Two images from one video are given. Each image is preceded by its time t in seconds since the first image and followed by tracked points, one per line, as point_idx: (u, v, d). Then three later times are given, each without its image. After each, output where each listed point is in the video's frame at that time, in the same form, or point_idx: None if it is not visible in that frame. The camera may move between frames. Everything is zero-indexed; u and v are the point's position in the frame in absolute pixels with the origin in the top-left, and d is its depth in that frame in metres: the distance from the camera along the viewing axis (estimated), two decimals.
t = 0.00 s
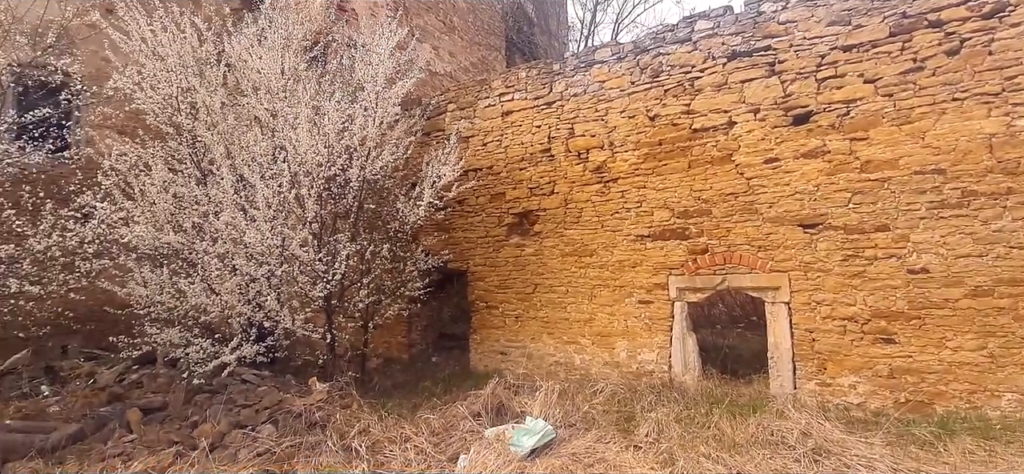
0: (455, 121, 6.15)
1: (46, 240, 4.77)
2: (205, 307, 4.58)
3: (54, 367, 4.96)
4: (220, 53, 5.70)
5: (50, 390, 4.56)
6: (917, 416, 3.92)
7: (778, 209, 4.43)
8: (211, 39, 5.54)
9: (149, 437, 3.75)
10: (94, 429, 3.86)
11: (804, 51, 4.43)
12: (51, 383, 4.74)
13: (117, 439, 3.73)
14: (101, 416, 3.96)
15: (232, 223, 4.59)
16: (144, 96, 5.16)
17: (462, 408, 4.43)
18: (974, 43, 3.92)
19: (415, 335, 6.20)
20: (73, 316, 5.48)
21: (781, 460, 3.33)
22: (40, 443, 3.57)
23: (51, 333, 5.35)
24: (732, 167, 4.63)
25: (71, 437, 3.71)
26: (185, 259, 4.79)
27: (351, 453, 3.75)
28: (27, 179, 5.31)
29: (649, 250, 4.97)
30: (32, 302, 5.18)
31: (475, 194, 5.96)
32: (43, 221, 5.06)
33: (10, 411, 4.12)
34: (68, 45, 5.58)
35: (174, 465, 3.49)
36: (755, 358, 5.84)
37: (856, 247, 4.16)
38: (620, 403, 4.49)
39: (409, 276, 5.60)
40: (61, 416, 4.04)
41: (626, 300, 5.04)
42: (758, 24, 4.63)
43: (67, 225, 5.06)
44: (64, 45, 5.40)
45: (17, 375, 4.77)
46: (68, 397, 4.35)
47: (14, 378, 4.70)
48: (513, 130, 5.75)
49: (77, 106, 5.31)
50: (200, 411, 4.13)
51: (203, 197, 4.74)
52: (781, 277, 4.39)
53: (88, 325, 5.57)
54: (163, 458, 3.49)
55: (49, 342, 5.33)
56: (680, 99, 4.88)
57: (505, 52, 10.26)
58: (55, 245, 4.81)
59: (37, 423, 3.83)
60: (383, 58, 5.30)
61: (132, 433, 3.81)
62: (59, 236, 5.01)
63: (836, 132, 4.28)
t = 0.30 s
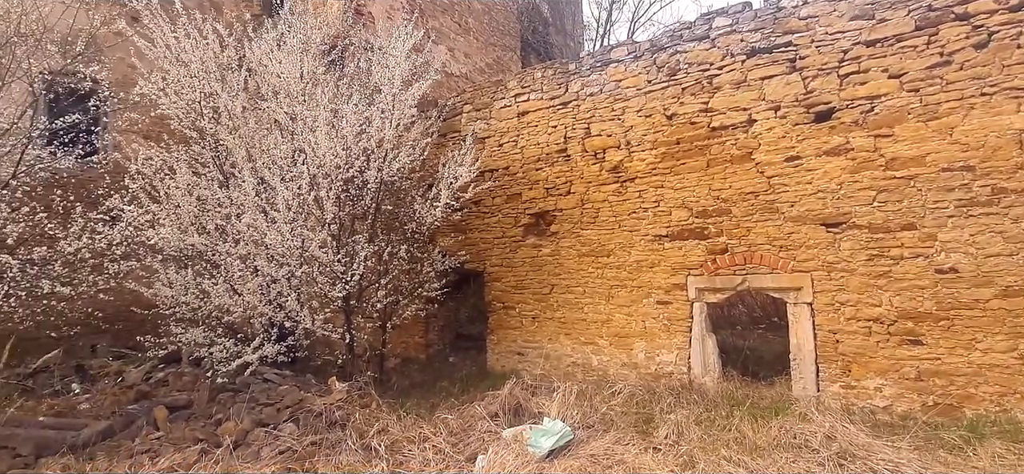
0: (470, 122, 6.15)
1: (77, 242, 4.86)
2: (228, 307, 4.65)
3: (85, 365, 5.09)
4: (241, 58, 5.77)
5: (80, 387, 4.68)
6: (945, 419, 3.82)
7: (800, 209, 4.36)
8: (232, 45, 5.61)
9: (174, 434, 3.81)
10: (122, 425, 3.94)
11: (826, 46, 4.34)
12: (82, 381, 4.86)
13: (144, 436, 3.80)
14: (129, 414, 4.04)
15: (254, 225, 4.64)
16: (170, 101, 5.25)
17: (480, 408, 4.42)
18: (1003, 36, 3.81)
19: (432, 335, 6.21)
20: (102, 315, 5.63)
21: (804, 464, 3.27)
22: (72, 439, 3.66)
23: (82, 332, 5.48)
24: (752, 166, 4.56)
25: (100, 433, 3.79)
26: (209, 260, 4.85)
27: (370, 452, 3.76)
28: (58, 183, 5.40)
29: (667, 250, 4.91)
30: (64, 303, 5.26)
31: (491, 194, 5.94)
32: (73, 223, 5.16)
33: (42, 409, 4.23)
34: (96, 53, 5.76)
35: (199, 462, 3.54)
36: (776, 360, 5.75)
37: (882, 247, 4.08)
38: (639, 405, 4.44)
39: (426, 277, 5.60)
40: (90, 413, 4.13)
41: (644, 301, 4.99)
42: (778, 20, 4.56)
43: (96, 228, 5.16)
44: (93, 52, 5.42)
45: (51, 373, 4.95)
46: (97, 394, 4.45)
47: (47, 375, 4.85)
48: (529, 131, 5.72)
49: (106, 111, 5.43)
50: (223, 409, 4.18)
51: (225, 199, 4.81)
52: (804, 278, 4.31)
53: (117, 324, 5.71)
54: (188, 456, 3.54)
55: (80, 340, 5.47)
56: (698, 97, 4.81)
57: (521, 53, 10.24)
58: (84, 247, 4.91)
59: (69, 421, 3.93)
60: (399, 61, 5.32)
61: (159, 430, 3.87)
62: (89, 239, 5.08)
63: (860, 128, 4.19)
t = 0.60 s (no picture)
0: (485, 123, 6.14)
1: (103, 243, 4.94)
2: (249, 306, 4.69)
3: (110, 363, 5.18)
4: (260, 62, 5.84)
5: (108, 384, 4.78)
6: (972, 423, 3.73)
7: (821, 208, 4.28)
8: (251, 49, 5.67)
9: (198, 430, 3.86)
10: (147, 422, 4.02)
11: (847, 42, 4.26)
12: (108, 379, 4.96)
13: (169, 432, 3.86)
14: (154, 411, 4.12)
15: (273, 226, 4.68)
16: (192, 105, 5.33)
17: (497, 408, 4.41)
18: None
19: (448, 335, 6.22)
20: (128, 314, 5.77)
21: (827, 467, 3.21)
22: (99, 435, 3.73)
23: (108, 331, 5.62)
24: (772, 164, 4.49)
25: (127, 429, 3.86)
26: (229, 261, 4.90)
27: (388, 450, 3.77)
28: (86, 186, 5.52)
29: (684, 250, 4.85)
30: (92, 302, 5.40)
31: (507, 194, 5.93)
32: (100, 224, 5.27)
33: (70, 405, 4.32)
34: (122, 58, 5.86)
35: (221, 458, 3.58)
36: (797, 361, 5.67)
37: (906, 246, 3.99)
38: (656, 406, 4.39)
39: (442, 277, 5.60)
40: (116, 410, 4.21)
41: (661, 301, 4.93)
42: (798, 15, 4.48)
43: (122, 229, 5.24)
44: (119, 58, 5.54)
45: (79, 371, 5.07)
46: (123, 392, 4.54)
47: (75, 373, 4.97)
48: (544, 131, 5.70)
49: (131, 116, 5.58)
50: (245, 407, 4.23)
51: (246, 200, 4.86)
52: (825, 278, 4.24)
53: (142, 323, 5.85)
54: (211, 451, 3.59)
55: (106, 339, 5.59)
56: (716, 95, 4.75)
57: (535, 52, 10.21)
58: (110, 248, 4.98)
59: (97, 418, 4.01)
60: (414, 62, 5.33)
61: (183, 427, 3.93)
62: (115, 240, 5.17)
63: (883, 125, 4.11)
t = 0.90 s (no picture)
0: (499, 123, 6.12)
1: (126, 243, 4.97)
2: (266, 306, 4.73)
3: (133, 360, 5.32)
4: (276, 65, 5.88)
5: (129, 381, 4.86)
6: (997, 427, 3.65)
7: (840, 207, 4.21)
8: (268, 52, 5.72)
9: (217, 427, 3.90)
10: (168, 418, 4.08)
11: (866, 38, 4.19)
12: (130, 377, 5.04)
13: (189, 429, 3.90)
14: (174, 408, 4.17)
15: (289, 226, 4.71)
16: (212, 107, 5.39)
17: (511, 408, 4.40)
18: None
19: (462, 335, 6.22)
20: (150, 313, 5.96)
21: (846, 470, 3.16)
22: (122, 431, 3.76)
23: (130, 329, 5.79)
24: (789, 163, 4.43)
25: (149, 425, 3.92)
26: (247, 261, 4.95)
27: (403, 449, 3.77)
28: (108, 187, 5.63)
29: (700, 250, 4.80)
30: (115, 301, 5.50)
31: (520, 195, 5.91)
32: (122, 226, 5.26)
33: (93, 402, 4.39)
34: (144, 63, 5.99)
35: (239, 455, 3.61)
36: (815, 363, 5.59)
37: (929, 246, 3.91)
38: (672, 408, 4.35)
39: (456, 277, 5.59)
40: (138, 408, 4.27)
41: (677, 301, 4.88)
42: (816, 12, 4.41)
43: (144, 230, 5.29)
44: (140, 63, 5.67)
45: (101, 368, 5.15)
46: (145, 389, 4.62)
47: (99, 370, 5.07)
48: (558, 131, 5.67)
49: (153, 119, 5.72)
50: (262, 405, 4.28)
51: (263, 201, 4.89)
52: (845, 278, 4.17)
53: (162, 323, 6.06)
54: (230, 448, 3.61)
55: (128, 336, 5.76)
56: (732, 93, 4.70)
57: (548, 52, 10.18)
58: (132, 248, 4.96)
59: (119, 414, 4.08)
60: (428, 63, 5.33)
61: (204, 423, 3.99)
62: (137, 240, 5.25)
63: (904, 123, 4.03)
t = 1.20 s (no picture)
0: (512, 123, 6.11)
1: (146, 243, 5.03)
2: (283, 305, 4.76)
3: (155, 358, 5.41)
4: (291, 67, 5.92)
5: (151, 379, 4.94)
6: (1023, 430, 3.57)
7: (860, 206, 4.14)
8: (283, 54, 5.76)
9: (235, 425, 3.94)
10: (188, 416, 4.14)
11: (887, 34, 4.12)
12: (151, 374, 5.12)
13: (208, 426, 3.95)
14: (194, 405, 4.25)
15: (306, 226, 4.73)
16: (230, 109, 5.45)
17: (525, 408, 4.38)
18: None
19: (476, 334, 6.22)
20: (170, 311, 6.04)
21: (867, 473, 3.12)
22: (144, 426, 3.83)
23: (151, 328, 5.91)
24: (808, 162, 4.36)
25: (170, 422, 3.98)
26: (264, 261, 4.98)
27: (418, 448, 3.77)
28: (131, 189, 5.71)
29: (716, 250, 4.74)
30: (137, 299, 5.59)
31: (533, 194, 5.89)
32: (143, 227, 5.28)
33: (116, 398, 4.47)
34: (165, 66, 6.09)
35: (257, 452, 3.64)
36: (834, 365, 5.51)
37: (952, 246, 3.84)
38: (687, 409, 4.30)
39: (469, 277, 5.57)
40: (159, 405, 4.33)
41: (692, 302, 4.83)
42: (835, 8, 4.35)
43: (164, 230, 5.36)
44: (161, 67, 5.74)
45: (124, 365, 5.24)
46: (165, 386, 4.70)
47: (122, 367, 5.16)
48: (571, 130, 5.64)
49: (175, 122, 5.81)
50: (279, 403, 4.33)
51: (279, 202, 4.92)
52: (865, 278, 4.10)
53: (181, 321, 6.15)
54: (248, 445, 3.64)
55: (149, 335, 5.84)
56: (749, 91, 4.64)
57: (561, 52, 10.15)
58: (154, 248, 4.92)
59: (141, 411, 4.15)
60: (442, 64, 5.34)
61: (222, 420, 4.05)
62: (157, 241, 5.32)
63: (927, 119, 3.96)
